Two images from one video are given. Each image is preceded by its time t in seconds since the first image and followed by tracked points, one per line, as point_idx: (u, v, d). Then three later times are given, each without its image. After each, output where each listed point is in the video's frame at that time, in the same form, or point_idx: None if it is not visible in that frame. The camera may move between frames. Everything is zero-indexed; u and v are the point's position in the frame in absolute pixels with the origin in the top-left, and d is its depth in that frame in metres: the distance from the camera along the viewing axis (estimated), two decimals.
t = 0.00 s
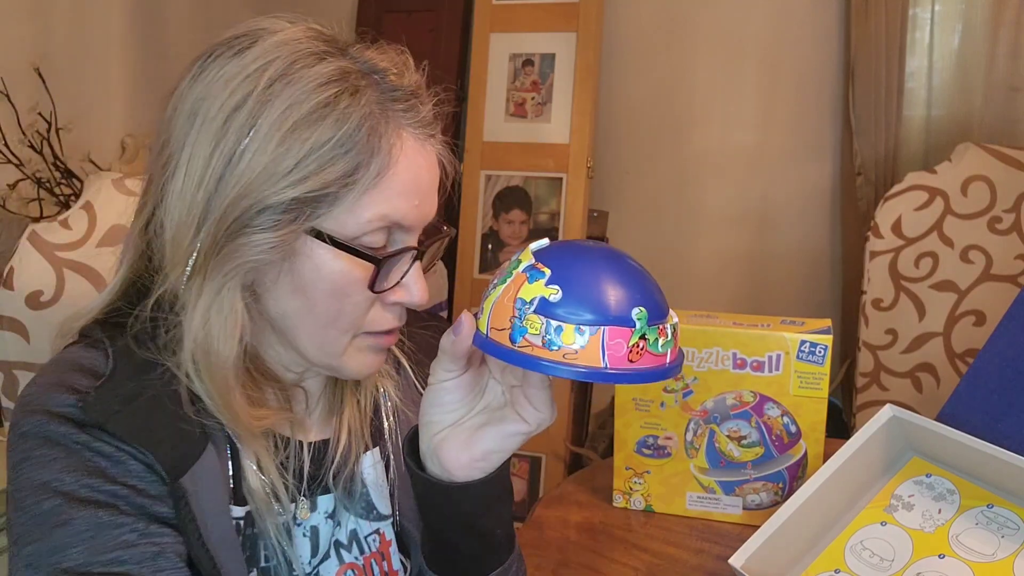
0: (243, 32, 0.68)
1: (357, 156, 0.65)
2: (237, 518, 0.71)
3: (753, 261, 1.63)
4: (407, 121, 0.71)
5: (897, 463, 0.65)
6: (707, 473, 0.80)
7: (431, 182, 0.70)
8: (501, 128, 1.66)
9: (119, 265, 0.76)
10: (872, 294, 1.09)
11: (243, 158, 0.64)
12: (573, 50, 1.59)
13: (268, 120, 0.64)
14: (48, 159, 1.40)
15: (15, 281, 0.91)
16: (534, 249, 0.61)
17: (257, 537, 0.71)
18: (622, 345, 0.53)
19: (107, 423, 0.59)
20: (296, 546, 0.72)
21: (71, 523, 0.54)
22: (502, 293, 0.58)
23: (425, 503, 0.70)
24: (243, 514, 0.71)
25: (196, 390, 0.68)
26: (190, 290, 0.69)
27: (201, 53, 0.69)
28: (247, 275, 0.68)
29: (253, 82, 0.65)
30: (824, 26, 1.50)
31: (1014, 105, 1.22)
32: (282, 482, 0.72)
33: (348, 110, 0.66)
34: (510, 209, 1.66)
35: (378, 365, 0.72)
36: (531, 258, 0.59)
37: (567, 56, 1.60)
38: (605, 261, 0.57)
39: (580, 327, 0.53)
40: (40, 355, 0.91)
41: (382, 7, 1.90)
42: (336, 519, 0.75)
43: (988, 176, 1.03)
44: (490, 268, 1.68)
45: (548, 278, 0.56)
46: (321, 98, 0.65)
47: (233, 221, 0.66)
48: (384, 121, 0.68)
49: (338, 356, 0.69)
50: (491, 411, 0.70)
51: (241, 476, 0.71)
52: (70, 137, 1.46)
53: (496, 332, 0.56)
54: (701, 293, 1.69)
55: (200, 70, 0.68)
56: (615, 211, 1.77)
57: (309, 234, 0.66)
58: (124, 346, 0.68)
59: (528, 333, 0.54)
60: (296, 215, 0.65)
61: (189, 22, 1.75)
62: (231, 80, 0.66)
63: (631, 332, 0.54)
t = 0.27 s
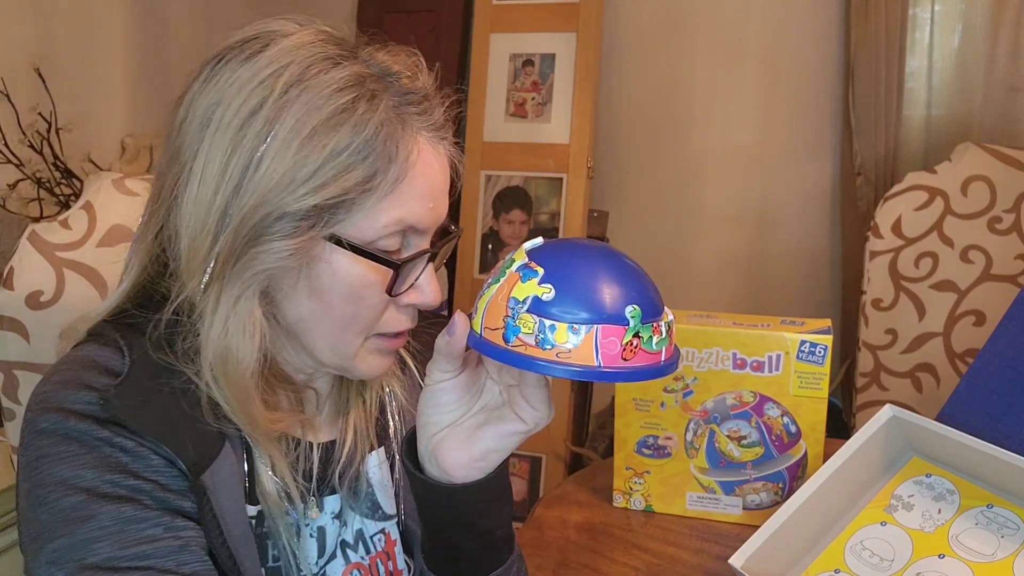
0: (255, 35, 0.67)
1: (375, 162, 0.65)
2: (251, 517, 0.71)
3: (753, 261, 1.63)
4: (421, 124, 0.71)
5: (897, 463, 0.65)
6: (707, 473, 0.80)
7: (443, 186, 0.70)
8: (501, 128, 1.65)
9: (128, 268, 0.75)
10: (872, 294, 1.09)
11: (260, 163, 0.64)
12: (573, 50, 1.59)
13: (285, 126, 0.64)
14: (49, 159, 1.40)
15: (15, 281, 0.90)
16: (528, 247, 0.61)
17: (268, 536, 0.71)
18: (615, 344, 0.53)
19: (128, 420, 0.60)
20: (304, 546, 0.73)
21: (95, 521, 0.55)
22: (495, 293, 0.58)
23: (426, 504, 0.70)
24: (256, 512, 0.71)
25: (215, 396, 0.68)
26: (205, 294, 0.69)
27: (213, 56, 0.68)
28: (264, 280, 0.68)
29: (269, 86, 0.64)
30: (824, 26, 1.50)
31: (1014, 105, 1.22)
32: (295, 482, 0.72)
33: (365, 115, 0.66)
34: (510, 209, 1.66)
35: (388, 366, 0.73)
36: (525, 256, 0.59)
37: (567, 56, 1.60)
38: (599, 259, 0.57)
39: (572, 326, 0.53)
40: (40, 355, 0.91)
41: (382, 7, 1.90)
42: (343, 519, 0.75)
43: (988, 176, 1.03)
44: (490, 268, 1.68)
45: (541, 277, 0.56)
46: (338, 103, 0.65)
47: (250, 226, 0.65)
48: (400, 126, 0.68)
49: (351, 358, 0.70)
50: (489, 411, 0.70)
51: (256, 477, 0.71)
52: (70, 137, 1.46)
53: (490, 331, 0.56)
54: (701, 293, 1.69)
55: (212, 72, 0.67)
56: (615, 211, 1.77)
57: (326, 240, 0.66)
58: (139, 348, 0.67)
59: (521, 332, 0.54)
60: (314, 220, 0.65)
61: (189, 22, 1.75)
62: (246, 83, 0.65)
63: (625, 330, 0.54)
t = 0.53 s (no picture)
0: (260, 35, 0.67)
1: (381, 161, 0.65)
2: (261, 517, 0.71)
3: (753, 262, 1.63)
4: (426, 123, 0.71)
5: (897, 463, 0.65)
6: (707, 473, 0.80)
7: (446, 185, 0.71)
8: (501, 128, 1.65)
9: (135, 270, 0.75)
10: (872, 294, 1.09)
11: (266, 163, 0.64)
12: (573, 50, 1.59)
13: (292, 125, 0.63)
14: (49, 159, 1.40)
15: (14, 281, 0.90)
16: (524, 246, 0.61)
17: (276, 536, 0.72)
18: (611, 342, 0.53)
19: (143, 421, 0.59)
20: (310, 546, 0.74)
21: (110, 522, 0.54)
22: (491, 290, 0.58)
23: (425, 503, 0.70)
24: (266, 513, 0.71)
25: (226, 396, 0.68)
26: (213, 295, 0.69)
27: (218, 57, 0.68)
28: (273, 281, 0.68)
29: (275, 86, 0.64)
30: (824, 26, 1.50)
31: (1014, 105, 1.22)
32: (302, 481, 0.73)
33: (371, 114, 0.66)
34: (510, 209, 1.66)
35: (395, 366, 0.74)
36: (521, 254, 0.59)
37: (567, 56, 1.60)
38: (595, 257, 0.57)
39: (568, 323, 0.53)
40: (40, 355, 0.91)
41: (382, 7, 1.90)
42: (347, 520, 0.76)
43: (988, 175, 1.03)
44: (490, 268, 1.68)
45: (537, 274, 0.56)
46: (344, 103, 0.65)
47: (258, 227, 0.65)
48: (404, 124, 0.68)
49: (358, 359, 0.70)
50: (485, 409, 0.70)
51: (265, 478, 0.71)
52: (70, 137, 1.46)
53: (486, 328, 0.56)
54: (701, 293, 1.70)
55: (219, 73, 0.67)
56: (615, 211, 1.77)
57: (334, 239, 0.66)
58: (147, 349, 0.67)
59: (516, 329, 0.54)
60: (320, 220, 0.65)
61: (189, 22, 1.75)
62: (252, 83, 0.65)
63: (620, 327, 0.54)
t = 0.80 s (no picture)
0: (267, 34, 0.68)
1: (389, 157, 0.66)
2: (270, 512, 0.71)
3: (753, 262, 1.63)
4: (434, 121, 0.71)
5: (897, 463, 0.65)
6: (707, 473, 0.80)
7: (454, 183, 0.71)
8: (501, 128, 1.65)
9: (140, 270, 0.74)
10: (872, 294, 1.09)
11: (276, 159, 0.64)
12: (573, 50, 1.58)
13: (301, 121, 0.63)
14: (49, 159, 1.40)
15: (14, 281, 0.90)
16: (517, 245, 0.61)
17: (282, 537, 0.72)
18: (602, 341, 0.53)
19: (154, 423, 0.59)
20: (314, 547, 0.74)
21: (125, 523, 0.54)
22: (484, 290, 0.58)
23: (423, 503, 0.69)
24: (273, 512, 0.71)
25: (237, 394, 0.68)
26: (222, 293, 0.69)
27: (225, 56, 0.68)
28: (283, 278, 0.67)
29: (284, 83, 0.64)
30: (824, 26, 1.50)
31: (1014, 105, 1.22)
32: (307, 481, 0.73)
33: (380, 111, 0.66)
34: (510, 209, 1.66)
35: (402, 364, 0.74)
36: (513, 253, 0.59)
37: (567, 56, 1.60)
38: (587, 256, 0.57)
39: (559, 323, 0.53)
40: (40, 355, 0.91)
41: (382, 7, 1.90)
42: (350, 520, 0.76)
43: (988, 176, 1.03)
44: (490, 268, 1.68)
45: (528, 274, 0.56)
46: (353, 99, 0.65)
47: (267, 223, 0.65)
48: (413, 120, 0.68)
49: (366, 356, 0.71)
50: (480, 409, 0.70)
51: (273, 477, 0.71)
52: (70, 137, 1.46)
53: (478, 328, 0.56)
54: (701, 293, 1.69)
55: (226, 72, 0.67)
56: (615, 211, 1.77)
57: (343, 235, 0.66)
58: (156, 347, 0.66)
59: (508, 329, 0.54)
60: (330, 215, 0.65)
61: (190, 22, 1.75)
62: (260, 80, 0.65)
63: (612, 327, 0.54)
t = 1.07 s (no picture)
0: (270, 35, 0.68)
1: (395, 157, 0.66)
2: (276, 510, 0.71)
3: (753, 262, 1.63)
4: (438, 121, 0.72)
5: (897, 463, 0.65)
6: (707, 473, 0.80)
7: (458, 183, 0.71)
8: (501, 128, 1.66)
9: (145, 272, 0.74)
10: (872, 294, 1.09)
11: (282, 160, 0.64)
12: (573, 50, 1.58)
13: (308, 122, 0.63)
14: (49, 159, 1.40)
15: (15, 281, 0.90)
16: (525, 243, 0.61)
17: (286, 536, 0.72)
18: (611, 338, 0.53)
19: (163, 420, 0.59)
20: (317, 548, 0.74)
21: (134, 520, 0.53)
22: (493, 287, 0.58)
23: (426, 501, 0.70)
24: (278, 511, 0.71)
25: (244, 397, 0.68)
26: (229, 295, 0.69)
27: (229, 57, 0.68)
28: (289, 279, 0.68)
29: (289, 84, 0.64)
30: (824, 26, 1.50)
31: (1014, 105, 1.22)
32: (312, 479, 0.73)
33: (385, 111, 0.66)
34: (510, 209, 1.66)
35: (404, 364, 0.73)
36: (522, 251, 0.59)
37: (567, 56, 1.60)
38: (595, 254, 0.57)
39: (569, 319, 0.53)
40: (40, 355, 0.91)
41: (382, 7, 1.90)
42: (353, 520, 0.77)
43: (987, 176, 1.03)
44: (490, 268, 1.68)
45: (537, 271, 0.56)
46: (359, 99, 0.65)
47: (274, 225, 0.65)
48: (418, 121, 0.68)
49: (370, 355, 0.70)
50: (486, 407, 0.70)
51: (278, 477, 0.71)
52: (70, 137, 1.46)
53: (486, 325, 0.56)
54: (701, 293, 1.69)
55: (231, 73, 0.67)
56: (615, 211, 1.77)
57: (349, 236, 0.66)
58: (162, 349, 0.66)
59: (517, 325, 0.54)
60: (336, 216, 0.65)
61: (190, 22, 1.75)
62: (265, 81, 0.65)
63: (620, 324, 0.54)
